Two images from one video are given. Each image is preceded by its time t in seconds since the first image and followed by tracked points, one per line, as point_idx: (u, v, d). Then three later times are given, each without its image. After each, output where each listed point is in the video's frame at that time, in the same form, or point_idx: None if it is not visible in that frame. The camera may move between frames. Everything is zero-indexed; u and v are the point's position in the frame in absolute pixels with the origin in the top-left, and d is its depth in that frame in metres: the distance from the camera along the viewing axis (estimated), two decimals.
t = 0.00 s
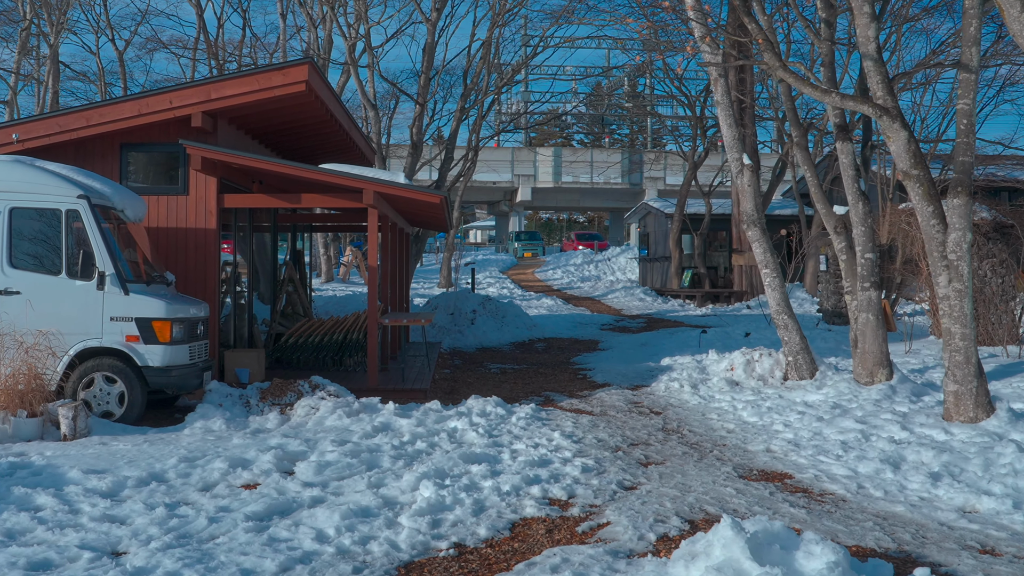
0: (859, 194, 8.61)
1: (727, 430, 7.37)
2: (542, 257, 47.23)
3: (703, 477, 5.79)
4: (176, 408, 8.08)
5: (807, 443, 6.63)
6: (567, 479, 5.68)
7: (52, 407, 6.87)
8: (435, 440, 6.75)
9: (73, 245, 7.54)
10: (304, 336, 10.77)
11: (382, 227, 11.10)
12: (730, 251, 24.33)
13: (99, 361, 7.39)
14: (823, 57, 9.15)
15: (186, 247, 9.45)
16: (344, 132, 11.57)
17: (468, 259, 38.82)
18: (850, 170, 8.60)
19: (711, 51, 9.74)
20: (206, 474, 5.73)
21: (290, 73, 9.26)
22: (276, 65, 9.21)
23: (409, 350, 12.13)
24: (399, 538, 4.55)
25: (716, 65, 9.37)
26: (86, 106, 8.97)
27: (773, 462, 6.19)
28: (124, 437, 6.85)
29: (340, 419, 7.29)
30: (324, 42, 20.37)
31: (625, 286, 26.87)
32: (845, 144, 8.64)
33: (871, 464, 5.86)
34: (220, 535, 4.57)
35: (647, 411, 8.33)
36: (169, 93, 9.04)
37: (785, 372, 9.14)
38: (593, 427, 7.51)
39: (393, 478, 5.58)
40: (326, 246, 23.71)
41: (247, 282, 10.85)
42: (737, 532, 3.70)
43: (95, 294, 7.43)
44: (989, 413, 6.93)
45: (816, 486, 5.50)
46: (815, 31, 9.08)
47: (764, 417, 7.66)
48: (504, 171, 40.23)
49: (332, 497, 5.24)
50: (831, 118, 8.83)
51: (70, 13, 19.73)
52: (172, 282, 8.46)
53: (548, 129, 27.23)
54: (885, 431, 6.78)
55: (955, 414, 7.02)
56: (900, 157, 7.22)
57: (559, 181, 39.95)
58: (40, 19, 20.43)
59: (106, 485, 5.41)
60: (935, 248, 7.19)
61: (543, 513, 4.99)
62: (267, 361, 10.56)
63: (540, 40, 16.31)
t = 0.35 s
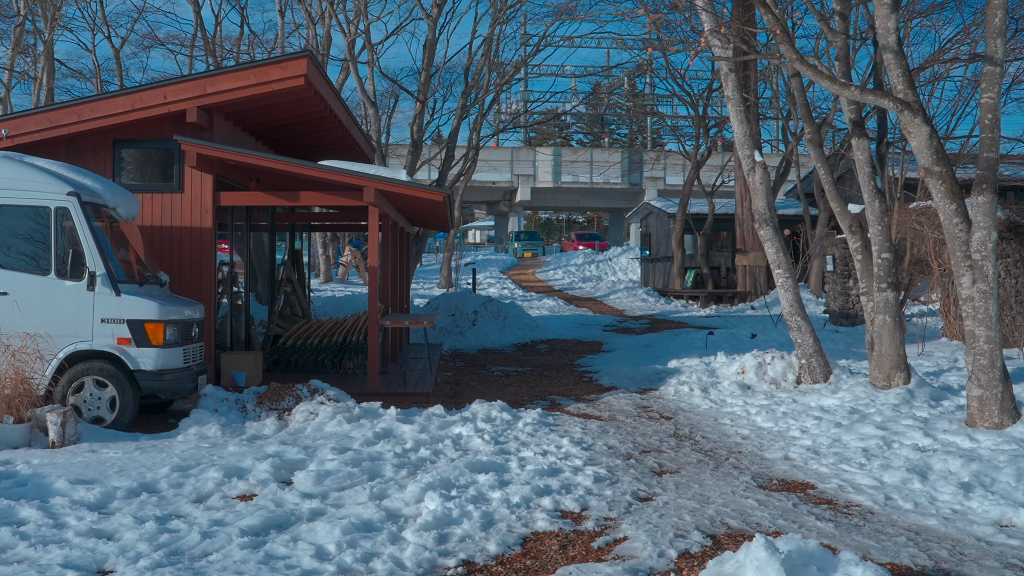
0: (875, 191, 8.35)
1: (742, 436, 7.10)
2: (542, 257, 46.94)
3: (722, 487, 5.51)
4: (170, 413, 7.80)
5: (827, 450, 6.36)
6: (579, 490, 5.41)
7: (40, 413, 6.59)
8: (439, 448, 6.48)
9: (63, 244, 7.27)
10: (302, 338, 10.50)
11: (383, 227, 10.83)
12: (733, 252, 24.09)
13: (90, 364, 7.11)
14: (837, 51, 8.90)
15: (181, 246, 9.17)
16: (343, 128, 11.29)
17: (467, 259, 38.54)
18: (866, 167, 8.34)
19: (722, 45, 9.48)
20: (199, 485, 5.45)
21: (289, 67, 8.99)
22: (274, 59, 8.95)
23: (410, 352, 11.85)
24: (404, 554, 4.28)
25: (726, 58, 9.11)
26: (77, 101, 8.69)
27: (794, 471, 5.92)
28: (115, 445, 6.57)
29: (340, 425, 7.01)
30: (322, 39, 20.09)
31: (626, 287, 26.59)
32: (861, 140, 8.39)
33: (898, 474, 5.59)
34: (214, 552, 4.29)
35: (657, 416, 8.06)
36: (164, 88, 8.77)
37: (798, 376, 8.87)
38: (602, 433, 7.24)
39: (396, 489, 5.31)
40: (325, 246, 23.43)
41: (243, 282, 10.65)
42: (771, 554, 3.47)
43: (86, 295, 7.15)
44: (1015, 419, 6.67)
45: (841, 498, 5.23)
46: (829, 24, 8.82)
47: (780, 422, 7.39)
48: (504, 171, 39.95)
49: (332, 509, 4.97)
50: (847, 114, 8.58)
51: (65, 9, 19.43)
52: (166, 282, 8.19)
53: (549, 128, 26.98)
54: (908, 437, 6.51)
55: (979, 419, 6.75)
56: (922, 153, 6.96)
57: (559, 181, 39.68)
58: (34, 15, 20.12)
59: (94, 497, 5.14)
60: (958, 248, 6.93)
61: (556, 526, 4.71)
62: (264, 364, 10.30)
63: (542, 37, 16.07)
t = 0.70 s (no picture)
0: (892, 188, 8.09)
1: (759, 442, 6.85)
2: (542, 256, 46.65)
3: (742, 497, 5.26)
4: (166, 417, 7.54)
5: (849, 457, 6.11)
6: (594, 500, 5.15)
7: (29, 418, 6.34)
8: (445, 454, 6.23)
9: (54, 242, 7.01)
10: (302, 339, 10.26)
11: (385, 225, 10.57)
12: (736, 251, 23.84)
13: (82, 368, 6.86)
14: (853, 44, 8.66)
15: (178, 245, 8.92)
16: (343, 123, 11.03)
17: (467, 258, 38.26)
18: (884, 163, 8.08)
19: (734, 38, 9.22)
20: (194, 495, 5.20)
21: (288, 60, 8.73)
22: (273, 51, 8.69)
23: (412, 353, 11.60)
24: (410, 572, 4.02)
25: (737, 51, 8.84)
26: (70, 94, 8.43)
27: (815, 479, 5.66)
28: (107, 451, 6.32)
29: (342, 430, 6.76)
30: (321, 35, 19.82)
31: (628, 286, 26.34)
32: (879, 136, 8.13)
33: (926, 483, 5.34)
34: (209, 569, 4.04)
35: (668, 420, 7.82)
36: (160, 81, 8.51)
37: (812, 379, 8.62)
38: (613, 438, 6.99)
39: (401, 500, 5.06)
40: (324, 244, 23.15)
41: (242, 281, 10.31)
42: None
43: (77, 295, 6.90)
44: None
45: (869, 509, 4.98)
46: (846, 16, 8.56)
47: (797, 427, 7.14)
48: (504, 170, 39.67)
49: (334, 522, 4.72)
50: (863, 109, 8.33)
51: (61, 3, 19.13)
52: (162, 281, 7.94)
53: (550, 126, 26.74)
54: (932, 444, 6.26)
55: (1005, 425, 6.49)
56: (945, 148, 6.72)
57: (559, 180, 39.40)
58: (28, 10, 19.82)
59: (84, 509, 4.88)
60: (983, 247, 6.68)
61: (570, 540, 4.46)
62: (263, 365, 10.04)
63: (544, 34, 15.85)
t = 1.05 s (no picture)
0: (907, 183, 7.87)
1: (771, 444, 6.62)
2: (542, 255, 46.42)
3: (759, 502, 5.02)
4: (158, 418, 7.30)
5: (867, 460, 5.88)
6: (604, 507, 4.92)
7: (15, 420, 6.09)
8: (446, 457, 6.00)
9: (42, 237, 6.76)
10: (299, 338, 10.02)
11: (383, 221, 10.33)
12: (738, 249, 23.61)
13: (70, 368, 6.62)
14: (865, 34, 8.43)
15: (171, 242, 8.67)
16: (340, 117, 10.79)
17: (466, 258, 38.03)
18: (897, 156, 7.85)
19: (742, 29, 8.98)
20: (185, 501, 4.96)
21: (285, 50, 8.49)
22: (269, 42, 8.46)
23: (412, 352, 11.37)
24: None
25: (745, 42, 8.60)
26: (60, 86, 8.18)
27: (833, 484, 5.43)
28: (96, 454, 6.08)
29: (340, 433, 6.53)
30: (320, 30, 19.56)
31: (629, 285, 26.12)
32: (892, 128, 7.90)
33: (950, 487, 5.11)
34: None
35: (676, 421, 7.59)
36: (153, 72, 8.26)
37: (823, 378, 8.39)
38: (620, 441, 6.76)
39: (402, 506, 4.83)
40: (322, 243, 22.90)
41: (238, 280, 10.08)
42: None
43: (65, 293, 6.65)
44: None
45: (892, 515, 4.75)
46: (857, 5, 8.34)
47: (809, 429, 6.91)
48: (503, 169, 39.46)
49: (332, 530, 4.48)
50: (876, 101, 8.09)
51: None
52: (153, 278, 7.69)
53: (551, 123, 26.53)
54: (952, 446, 6.03)
55: None
56: (964, 140, 6.48)
57: (558, 178, 39.18)
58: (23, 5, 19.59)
59: (68, 516, 4.64)
60: (1004, 242, 6.45)
61: (581, 550, 4.22)
62: (260, 365, 9.81)
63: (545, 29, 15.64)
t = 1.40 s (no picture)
0: (919, 176, 7.61)
1: (782, 448, 6.37)
2: (539, 252, 46.16)
3: (773, 512, 4.77)
4: (145, 421, 7.03)
5: (882, 466, 5.64)
6: (611, 516, 4.66)
7: None
8: (444, 463, 5.74)
9: (21, 232, 6.48)
10: (292, 337, 9.76)
11: (379, 217, 10.06)
12: (737, 247, 23.38)
13: (51, 368, 6.35)
14: (875, 24, 8.19)
15: (159, 238, 8.39)
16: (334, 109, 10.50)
17: (463, 255, 37.76)
18: (909, 149, 7.60)
19: (748, 19, 8.69)
20: (168, 510, 4.69)
21: (276, 40, 8.22)
22: (260, 31, 8.18)
23: (408, 351, 11.10)
24: None
25: (750, 32, 8.33)
26: (44, 77, 7.89)
27: (850, 491, 5.18)
28: (76, 460, 5.80)
29: (333, 436, 6.27)
30: (314, 24, 19.28)
31: (628, 283, 25.89)
32: (904, 121, 7.65)
33: (973, 495, 4.86)
34: None
35: (681, 423, 7.35)
36: (141, 62, 7.99)
37: (832, 379, 8.14)
38: (625, 444, 6.50)
39: (397, 517, 4.56)
40: (317, 240, 22.62)
41: (229, 277, 9.82)
42: None
43: (47, 290, 6.38)
44: None
45: (914, 525, 4.50)
46: None
47: (820, 432, 6.66)
48: (499, 166, 39.16)
49: (322, 543, 4.22)
50: (887, 92, 7.85)
51: None
52: (140, 276, 7.42)
53: (548, 119, 26.26)
54: (971, 451, 5.78)
55: None
56: (982, 131, 6.23)
57: (555, 176, 38.90)
58: None
59: (42, 528, 4.37)
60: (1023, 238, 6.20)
61: (587, 564, 3.97)
62: (252, 365, 9.54)
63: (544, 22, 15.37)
